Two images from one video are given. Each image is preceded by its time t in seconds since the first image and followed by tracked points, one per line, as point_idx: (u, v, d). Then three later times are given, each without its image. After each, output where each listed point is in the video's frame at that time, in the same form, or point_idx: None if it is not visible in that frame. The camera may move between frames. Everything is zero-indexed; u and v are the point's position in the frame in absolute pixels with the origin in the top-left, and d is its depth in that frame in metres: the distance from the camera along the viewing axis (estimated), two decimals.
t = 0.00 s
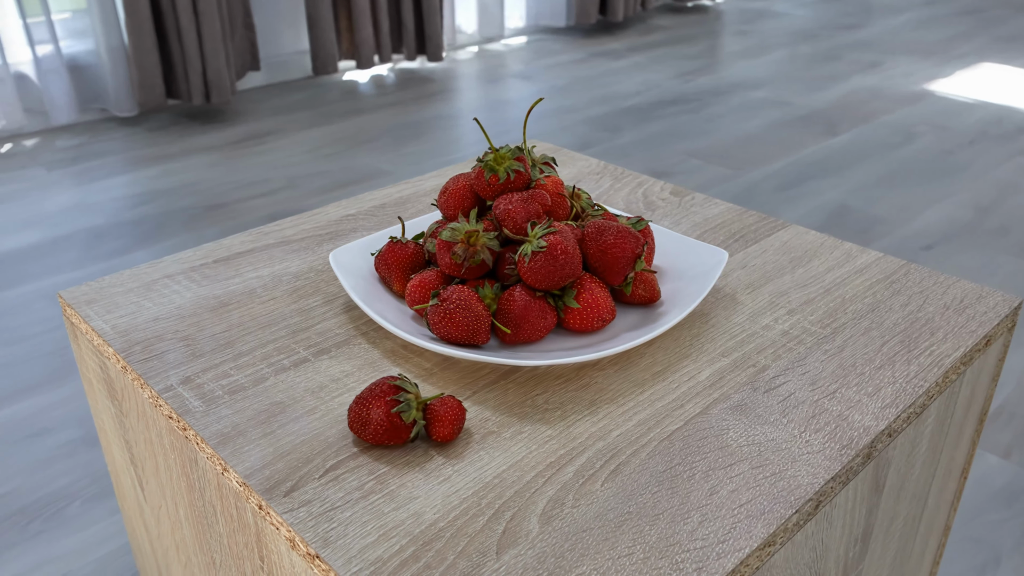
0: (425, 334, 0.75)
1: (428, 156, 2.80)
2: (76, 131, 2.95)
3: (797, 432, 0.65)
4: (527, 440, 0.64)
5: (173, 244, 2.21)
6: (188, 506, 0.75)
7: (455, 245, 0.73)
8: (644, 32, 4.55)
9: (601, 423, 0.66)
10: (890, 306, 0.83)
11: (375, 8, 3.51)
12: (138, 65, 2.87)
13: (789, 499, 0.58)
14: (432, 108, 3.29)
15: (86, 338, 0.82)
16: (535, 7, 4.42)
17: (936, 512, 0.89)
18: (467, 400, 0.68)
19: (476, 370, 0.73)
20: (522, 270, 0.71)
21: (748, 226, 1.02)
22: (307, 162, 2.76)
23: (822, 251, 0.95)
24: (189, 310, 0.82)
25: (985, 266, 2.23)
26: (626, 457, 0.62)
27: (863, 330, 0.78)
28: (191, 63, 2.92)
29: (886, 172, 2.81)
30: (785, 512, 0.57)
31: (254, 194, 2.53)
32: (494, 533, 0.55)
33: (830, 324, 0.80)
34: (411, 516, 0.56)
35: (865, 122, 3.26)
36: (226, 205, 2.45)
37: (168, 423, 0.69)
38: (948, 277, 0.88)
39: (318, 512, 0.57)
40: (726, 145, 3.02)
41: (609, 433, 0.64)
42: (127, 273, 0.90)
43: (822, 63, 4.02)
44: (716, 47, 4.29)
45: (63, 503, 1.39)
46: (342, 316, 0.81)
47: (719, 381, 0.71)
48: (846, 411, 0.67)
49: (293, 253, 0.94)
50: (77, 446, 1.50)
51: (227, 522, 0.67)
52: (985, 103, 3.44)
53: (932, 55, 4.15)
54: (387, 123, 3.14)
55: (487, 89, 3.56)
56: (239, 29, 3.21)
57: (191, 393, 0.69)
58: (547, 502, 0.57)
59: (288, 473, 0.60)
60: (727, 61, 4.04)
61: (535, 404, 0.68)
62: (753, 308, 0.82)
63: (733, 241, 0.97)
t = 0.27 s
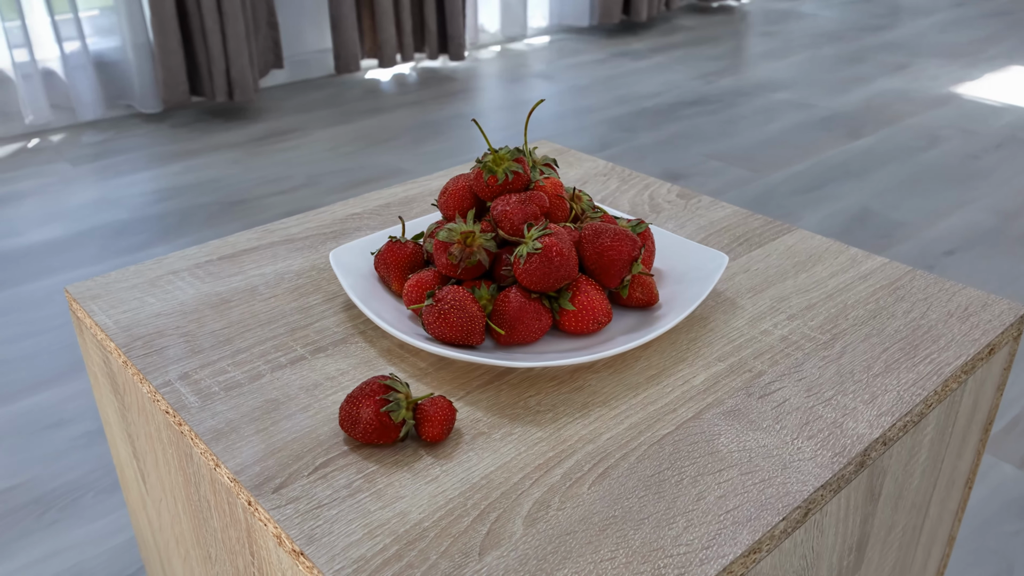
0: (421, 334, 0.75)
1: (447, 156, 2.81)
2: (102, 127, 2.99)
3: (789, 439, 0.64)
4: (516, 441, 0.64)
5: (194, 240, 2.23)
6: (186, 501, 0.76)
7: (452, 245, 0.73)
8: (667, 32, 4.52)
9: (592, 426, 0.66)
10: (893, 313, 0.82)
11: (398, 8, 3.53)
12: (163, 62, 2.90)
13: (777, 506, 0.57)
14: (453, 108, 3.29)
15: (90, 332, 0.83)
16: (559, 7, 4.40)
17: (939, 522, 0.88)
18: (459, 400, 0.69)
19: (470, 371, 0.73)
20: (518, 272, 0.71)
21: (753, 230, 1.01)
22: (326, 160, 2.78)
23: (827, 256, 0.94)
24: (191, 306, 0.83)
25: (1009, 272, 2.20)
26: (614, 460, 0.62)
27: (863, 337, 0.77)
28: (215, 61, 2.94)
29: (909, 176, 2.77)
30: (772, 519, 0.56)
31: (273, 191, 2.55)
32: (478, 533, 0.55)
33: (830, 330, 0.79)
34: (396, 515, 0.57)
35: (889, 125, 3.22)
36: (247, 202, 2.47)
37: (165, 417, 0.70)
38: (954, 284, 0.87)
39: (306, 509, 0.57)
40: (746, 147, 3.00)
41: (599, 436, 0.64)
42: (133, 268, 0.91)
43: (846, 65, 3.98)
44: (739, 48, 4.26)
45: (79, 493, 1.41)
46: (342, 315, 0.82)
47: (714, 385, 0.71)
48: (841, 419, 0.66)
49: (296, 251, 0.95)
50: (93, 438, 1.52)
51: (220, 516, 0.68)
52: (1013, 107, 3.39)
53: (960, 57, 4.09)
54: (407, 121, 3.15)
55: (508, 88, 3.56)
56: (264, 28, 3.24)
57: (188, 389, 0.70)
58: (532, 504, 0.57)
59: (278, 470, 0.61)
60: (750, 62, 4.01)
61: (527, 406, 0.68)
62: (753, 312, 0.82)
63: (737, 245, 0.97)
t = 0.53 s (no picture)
0: (417, 333, 0.76)
1: (464, 155, 2.82)
2: (126, 124, 3.03)
3: (781, 445, 0.64)
4: (506, 442, 0.64)
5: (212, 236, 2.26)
6: (183, 496, 0.76)
7: (449, 246, 0.73)
8: (690, 33, 4.50)
9: (583, 429, 0.66)
10: (895, 320, 0.81)
11: (420, 7, 3.54)
12: (187, 60, 2.93)
13: (764, 513, 0.57)
14: (472, 107, 3.30)
15: (94, 327, 0.84)
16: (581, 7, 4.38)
17: (941, 532, 0.87)
18: (452, 400, 0.69)
19: (465, 371, 0.73)
20: (513, 273, 0.71)
21: (758, 234, 1.00)
22: (344, 158, 2.80)
23: (832, 260, 0.93)
24: (193, 302, 0.84)
25: None
26: (603, 463, 0.62)
27: (863, 344, 0.77)
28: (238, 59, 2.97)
29: (931, 180, 2.73)
30: (758, 526, 0.56)
31: (292, 188, 2.57)
32: (462, 534, 0.55)
33: (830, 336, 0.78)
34: (382, 514, 0.57)
35: (913, 129, 3.18)
36: (265, 199, 2.49)
37: (162, 412, 0.71)
38: (959, 291, 0.86)
39: (293, 507, 0.58)
40: (766, 149, 2.98)
41: (590, 439, 0.64)
42: (139, 264, 0.93)
43: (871, 67, 3.93)
44: (762, 49, 4.22)
45: (92, 485, 1.43)
46: (341, 313, 0.82)
47: (708, 390, 0.70)
48: (835, 426, 0.66)
49: (300, 250, 0.96)
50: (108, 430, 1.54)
51: (214, 511, 0.69)
52: None
53: (988, 60, 4.02)
54: (426, 120, 3.16)
55: (528, 88, 3.56)
56: (286, 26, 3.26)
57: (185, 384, 0.71)
58: (518, 505, 0.57)
59: (268, 466, 0.62)
60: (773, 63, 3.98)
61: (519, 408, 0.68)
62: (752, 317, 0.81)
63: (741, 249, 0.96)
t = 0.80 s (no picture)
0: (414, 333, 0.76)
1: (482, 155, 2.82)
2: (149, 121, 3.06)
3: (773, 452, 0.63)
4: (496, 444, 0.64)
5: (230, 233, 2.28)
6: (181, 490, 0.77)
7: (445, 246, 0.74)
8: (712, 34, 4.47)
9: (574, 431, 0.65)
10: (897, 326, 0.80)
11: (441, 6, 3.54)
12: (209, 58, 2.96)
13: (752, 520, 0.57)
14: (491, 107, 3.30)
15: (99, 321, 0.86)
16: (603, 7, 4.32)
17: (942, 542, 0.86)
18: (445, 400, 0.69)
19: (460, 371, 0.73)
20: (509, 274, 0.71)
21: (763, 238, 0.99)
22: (362, 157, 2.81)
23: (837, 265, 0.92)
24: (195, 299, 0.85)
25: None
26: (592, 466, 0.62)
27: (862, 350, 0.76)
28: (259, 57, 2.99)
29: (954, 185, 2.70)
30: (745, 533, 0.56)
31: (309, 186, 2.59)
32: (447, 535, 0.55)
33: (829, 343, 0.77)
34: (368, 513, 0.57)
35: (937, 132, 3.14)
36: (283, 197, 2.51)
37: (160, 407, 0.72)
38: (964, 299, 0.85)
39: (281, 504, 0.58)
40: (786, 151, 2.95)
41: (580, 442, 0.64)
42: (145, 260, 0.94)
43: (896, 69, 3.88)
44: (786, 51, 4.18)
45: (104, 477, 1.45)
46: (340, 311, 0.83)
47: (703, 395, 0.70)
48: (829, 433, 0.65)
49: (304, 248, 0.97)
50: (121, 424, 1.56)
51: (208, 506, 0.69)
52: None
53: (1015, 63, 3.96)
54: (444, 120, 3.16)
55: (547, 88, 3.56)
56: (308, 25, 3.28)
57: (183, 380, 0.72)
58: (504, 507, 0.58)
59: (259, 463, 0.62)
60: (795, 65, 3.94)
61: (512, 409, 0.68)
62: (751, 322, 0.81)
63: (744, 253, 0.96)
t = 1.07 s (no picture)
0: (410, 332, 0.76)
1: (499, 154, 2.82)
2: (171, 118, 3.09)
3: (764, 458, 0.63)
4: (487, 445, 0.64)
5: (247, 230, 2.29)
6: (179, 485, 0.78)
7: (442, 247, 0.74)
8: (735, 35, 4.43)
9: (566, 433, 0.65)
10: (898, 332, 0.79)
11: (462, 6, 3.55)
12: (231, 56, 2.98)
13: (739, 526, 0.56)
14: (510, 106, 3.29)
15: (103, 316, 0.87)
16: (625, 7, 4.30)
17: (944, 552, 0.85)
18: (438, 400, 0.69)
19: (454, 371, 0.73)
20: (504, 275, 0.71)
21: (767, 241, 0.99)
22: (379, 155, 2.82)
23: (841, 270, 0.91)
24: (197, 296, 0.86)
25: None
26: (581, 469, 0.61)
27: (861, 357, 0.75)
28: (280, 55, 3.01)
29: (977, 189, 2.66)
30: (732, 539, 0.55)
31: (326, 184, 2.60)
32: (432, 535, 0.55)
33: (828, 348, 0.77)
34: (356, 511, 0.57)
35: (961, 136, 3.09)
36: (300, 194, 2.52)
37: (158, 403, 0.73)
38: (970, 306, 0.84)
39: (269, 501, 0.58)
40: (806, 154, 2.92)
41: (571, 445, 0.64)
42: (151, 256, 0.95)
43: (920, 72, 3.83)
44: (809, 52, 4.14)
45: (117, 470, 1.46)
46: (340, 309, 0.83)
47: (697, 399, 0.70)
48: (823, 440, 0.64)
49: (307, 246, 0.97)
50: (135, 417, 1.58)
51: (203, 501, 0.70)
52: None
53: None
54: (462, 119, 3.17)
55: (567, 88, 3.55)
56: (329, 23, 3.29)
57: (180, 376, 0.73)
58: (491, 508, 0.58)
59: (251, 459, 0.63)
60: (818, 67, 3.91)
61: (504, 410, 0.68)
62: (751, 326, 0.80)
63: (748, 256, 0.95)
